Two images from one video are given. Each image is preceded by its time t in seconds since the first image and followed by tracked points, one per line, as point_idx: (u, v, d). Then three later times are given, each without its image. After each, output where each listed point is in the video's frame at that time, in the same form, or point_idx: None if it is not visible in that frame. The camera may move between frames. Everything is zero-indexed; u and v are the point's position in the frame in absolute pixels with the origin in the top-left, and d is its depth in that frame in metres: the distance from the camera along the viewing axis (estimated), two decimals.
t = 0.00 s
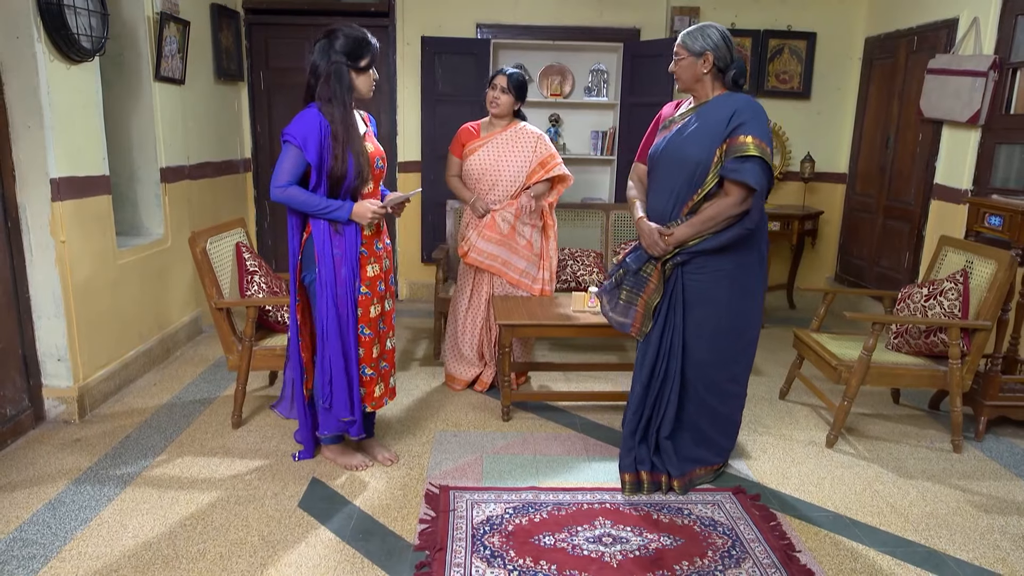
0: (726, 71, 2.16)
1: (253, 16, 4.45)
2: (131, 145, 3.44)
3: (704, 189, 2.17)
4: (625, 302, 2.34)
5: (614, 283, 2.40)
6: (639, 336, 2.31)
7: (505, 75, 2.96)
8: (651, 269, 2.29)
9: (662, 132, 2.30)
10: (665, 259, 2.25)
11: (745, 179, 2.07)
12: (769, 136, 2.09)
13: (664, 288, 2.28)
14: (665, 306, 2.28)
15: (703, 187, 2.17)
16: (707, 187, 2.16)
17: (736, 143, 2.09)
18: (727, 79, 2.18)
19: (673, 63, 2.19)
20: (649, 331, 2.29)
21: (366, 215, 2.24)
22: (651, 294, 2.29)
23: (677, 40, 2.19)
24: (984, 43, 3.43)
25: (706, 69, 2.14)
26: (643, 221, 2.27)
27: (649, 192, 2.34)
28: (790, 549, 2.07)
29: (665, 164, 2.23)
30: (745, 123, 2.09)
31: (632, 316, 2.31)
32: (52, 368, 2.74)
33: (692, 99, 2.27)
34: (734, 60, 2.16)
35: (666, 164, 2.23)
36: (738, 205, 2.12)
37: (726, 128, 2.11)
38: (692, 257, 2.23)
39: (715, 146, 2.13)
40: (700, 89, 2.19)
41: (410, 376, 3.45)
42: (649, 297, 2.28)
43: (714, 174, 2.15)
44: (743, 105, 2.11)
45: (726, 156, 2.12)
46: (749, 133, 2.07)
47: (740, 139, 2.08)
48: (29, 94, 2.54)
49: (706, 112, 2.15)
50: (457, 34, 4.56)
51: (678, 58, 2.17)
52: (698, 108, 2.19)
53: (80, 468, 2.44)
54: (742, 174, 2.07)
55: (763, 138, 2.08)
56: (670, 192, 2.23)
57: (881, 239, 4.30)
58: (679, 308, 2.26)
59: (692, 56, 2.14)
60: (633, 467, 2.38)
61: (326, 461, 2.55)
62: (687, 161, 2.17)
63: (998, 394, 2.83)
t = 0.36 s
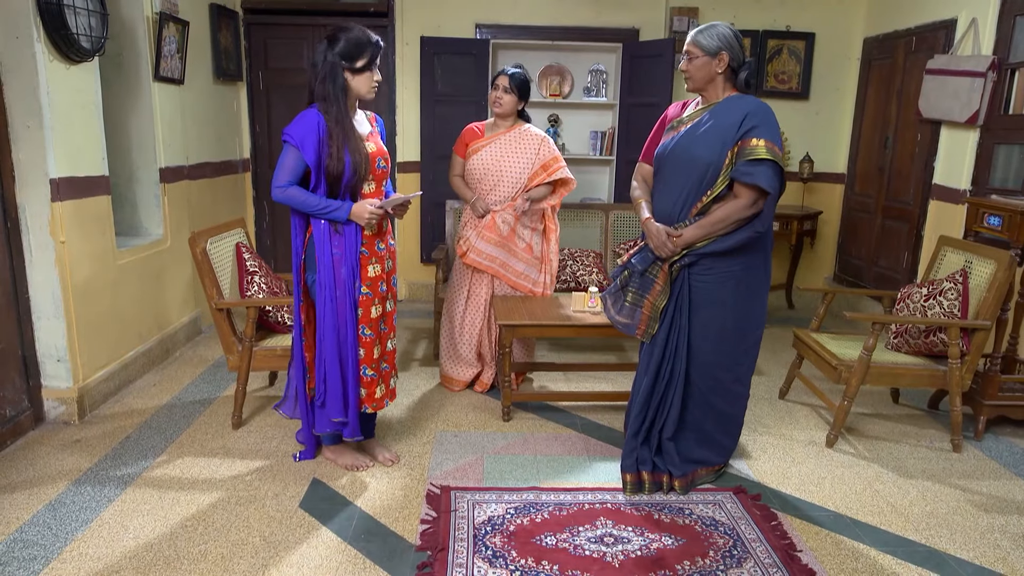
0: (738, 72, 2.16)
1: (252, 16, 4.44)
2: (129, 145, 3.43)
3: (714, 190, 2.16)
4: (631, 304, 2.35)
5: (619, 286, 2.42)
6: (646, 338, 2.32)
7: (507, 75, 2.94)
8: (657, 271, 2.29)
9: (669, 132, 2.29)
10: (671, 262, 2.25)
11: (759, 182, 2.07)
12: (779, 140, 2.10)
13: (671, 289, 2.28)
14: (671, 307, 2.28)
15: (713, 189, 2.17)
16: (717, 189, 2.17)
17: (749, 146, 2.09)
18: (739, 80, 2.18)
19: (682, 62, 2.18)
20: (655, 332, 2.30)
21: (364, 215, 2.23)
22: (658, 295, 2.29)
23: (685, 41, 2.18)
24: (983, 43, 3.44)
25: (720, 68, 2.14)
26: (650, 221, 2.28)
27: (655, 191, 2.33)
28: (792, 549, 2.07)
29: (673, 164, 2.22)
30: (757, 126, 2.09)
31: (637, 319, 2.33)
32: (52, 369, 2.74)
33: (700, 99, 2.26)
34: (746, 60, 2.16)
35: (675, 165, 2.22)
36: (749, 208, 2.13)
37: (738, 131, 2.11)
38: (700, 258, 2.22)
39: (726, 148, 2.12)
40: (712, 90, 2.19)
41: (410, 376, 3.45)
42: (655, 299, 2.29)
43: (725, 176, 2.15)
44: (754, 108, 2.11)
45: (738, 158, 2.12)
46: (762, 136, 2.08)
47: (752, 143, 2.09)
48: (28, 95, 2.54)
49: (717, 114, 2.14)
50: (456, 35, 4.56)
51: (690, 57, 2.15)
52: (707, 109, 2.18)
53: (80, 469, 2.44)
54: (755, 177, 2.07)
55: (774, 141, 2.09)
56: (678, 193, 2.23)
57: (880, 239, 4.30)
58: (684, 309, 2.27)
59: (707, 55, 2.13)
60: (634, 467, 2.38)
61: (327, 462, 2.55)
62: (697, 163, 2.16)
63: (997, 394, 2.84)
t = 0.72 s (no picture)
0: (742, 72, 2.16)
1: (249, 16, 4.44)
2: (126, 145, 3.43)
3: (717, 191, 2.17)
4: (632, 305, 2.36)
5: (620, 287, 2.42)
6: (646, 339, 2.32)
7: (497, 75, 2.94)
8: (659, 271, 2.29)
9: (671, 133, 2.29)
10: (672, 263, 2.26)
11: (761, 183, 2.08)
12: (782, 142, 2.11)
13: (672, 289, 2.28)
14: (671, 307, 2.28)
15: (715, 190, 2.17)
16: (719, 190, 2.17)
17: (752, 147, 2.10)
18: (742, 81, 2.18)
19: (686, 62, 2.18)
20: (656, 333, 2.30)
21: (358, 218, 2.19)
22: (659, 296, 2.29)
23: (688, 42, 2.18)
24: (978, 44, 3.45)
25: (726, 68, 2.14)
26: (651, 221, 2.28)
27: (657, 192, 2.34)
28: (789, 548, 2.08)
29: (675, 165, 2.22)
30: (760, 127, 2.10)
31: (638, 320, 2.33)
32: (48, 370, 2.73)
33: (702, 100, 2.26)
34: (750, 60, 2.16)
35: (677, 166, 2.22)
36: (750, 209, 2.14)
37: (741, 132, 2.11)
38: (701, 258, 2.22)
39: (729, 149, 2.13)
40: (715, 90, 2.18)
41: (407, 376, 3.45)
42: (656, 299, 2.29)
43: (727, 177, 2.15)
44: (757, 110, 2.12)
45: (740, 159, 2.12)
46: (764, 138, 2.08)
47: (755, 144, 2.09)
48: (25, 95, 2.53)
49: (720, 115, 2.14)
50: (453, 35, 4.56)
51: (696, 57, 2.15)
52: (710, 111, 2.18)
53: (77, 470, 2.43)
54: (759, 178, 2.08)
55: (777, 143, 2.09)
56: (680, 193, 2.23)
57: (876, 238, 4.32)
58: (685, 309, 2.27)
59: (713, 55, 2.13)
60: (633, 467, 2.39)
61: (325, 462, 2.54)
62: (700, 164, 2.16)
63: (993, 393, 2.85)
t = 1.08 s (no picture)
0: (745, 73, 2.17)
1: (247, 16, 4.44)
2: (125, 146, 3.43)
3: (718, 193, 2.17)
4: (634, 306, 2.35)
5: (621, 287, 2.41)
6: (647, 339, 2.32)
7: (468, 73, 2.83)
8: (660, 271, 2.29)
9: (672, 134, 2.29)
10: (673, 264, 2.26)
11: (762, 185, 2.08)
12: (783, 144, 2.11)
13: (673, 290, 2.28)
14: (672, 308, 2.28)
15: (716, 192, 2.17)
16: (720, 193, 2.17)
17: (753, 149, 2.10)
18: (745, 82, 2.18)
19: (688, 62, 2.17)
20: (657, 333, 2.30)
21: (350, 223, 2.15)
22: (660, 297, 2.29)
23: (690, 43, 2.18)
24: (977, 44, 3.45)
25: (730, 69, 2.14)
26: (652, 222, 2.28)
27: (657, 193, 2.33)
28: (788, 548, 2.08)
29: (676, 166, 2.22)
30: (761, 129, 2.10)
31: (640, 320, 2.33)
32: (47, 370, 2.73)
33: (704, 101, 2.26)
34: (752, 61, 2.17)
35: (678, 167, 2.22)
36: (751, 210, 2.14)
37: (743, 133, 2.11)
38: (702, 259, 2.23)
39: (730, 150, 2.13)
40: (718, 90, 2.18)
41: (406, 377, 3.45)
42: (657, 300, 2.29)
43: (727, 179, 2.15)
44: (758, 111, 2.12)
45: (742, 161, 2.12)
46: (765, 140, 2.08)
47: (756, 146, 2.09)
48: (23, 96, 2.53)
49: (722, 116, 2.14)
50: (452, 35, 4.56)
51: (700, 56, 2.14)
52: (711, 112, 2.18)
53: (76, 470, 2.43)
54: (760, 180, 2.08)
55: (778, 144, 2.09)
56: (681, 195, 2.23)
57: (875, 238, 4.32)
58: (686, 309, 2.27)
59: (718, 55, 2.12)
60: (631, 467, 2.39)
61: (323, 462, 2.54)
62: (701, 166, 2.16)
63: (991, 393, 2.85)
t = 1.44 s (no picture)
0: (745, 73, 2.17)
1: (246, 16, 4.44)
2: (123, 146, 3.43)
3: (719, 194, 2.17)
4: (634, 306, 2.35)
5: (622, 288, 2.40)
6: (648, 339, 2.32)
7: (451, 74, 2.79)
8: (661, 272, 2.29)
9: (672, 135, 2.29)
10: (673, 265, 2.26)
11: (762, 187, 2.09)
12: (784, 144, 2.11)
13: (674, 290, 2.28)
14: (672, 309, 2.28)
15: (717, 193, 2.17)
16: (722, 194, 2.16)
17: (753, 150, 2.10)
18: (745, 83, 2.18)
19: (689, 62, 2.17)
20: (657, 334, 2.30)
21: (341, 223, 2.16)
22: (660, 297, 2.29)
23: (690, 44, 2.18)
24: (975, 44, 3.45)
25: (731, 69, 2.14)
26: (653, 223, 2.28)
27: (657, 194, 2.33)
28: (785, 548, 2.07)
29: (677, 168, 2.22)
30: (762, 130, 2.10)
31: (641, 320, 2.33)
32: (45, 370, 2.73)
33: (704, 101, 2.26)
34: (752, 61, 2.17)
35: (679, 168, 2.21)
36: (752, 211, 2.14)
37: (744, 135, 2.11)
38: (703, 260, 2.22)
39: (731, 152, 2.13)
40: (719, 91, 2.18)
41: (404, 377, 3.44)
42: (658, 300, 2.29)
43: (728, 180, 2.15)
44: (759, 112, 2.12)
45: (743, 162, 2.12)
46: (766, 141, 2.08)
47: (757, 147, 2.09)
48: (21, 96, 2.53)
49: (723, 117, 2.14)
50: (451, 35, 4.56)
51: (701, 57, 2.14)
52: (712, 113, 2.18)
53: (74, 470, 2.43)
54: (761, 182, 2.08)
55: (779, 146, 2.09)
56: (682, 196, 2.22)
57: (874, 238, 4.32)
58: (686, 309, 2.27)
59: (719, 55, 2.12)
60: (629, 467, 2.38)
61: (321, 462, 2.54)
62: (702, 167, 2.16)
63: (990, 393, 2.85)
